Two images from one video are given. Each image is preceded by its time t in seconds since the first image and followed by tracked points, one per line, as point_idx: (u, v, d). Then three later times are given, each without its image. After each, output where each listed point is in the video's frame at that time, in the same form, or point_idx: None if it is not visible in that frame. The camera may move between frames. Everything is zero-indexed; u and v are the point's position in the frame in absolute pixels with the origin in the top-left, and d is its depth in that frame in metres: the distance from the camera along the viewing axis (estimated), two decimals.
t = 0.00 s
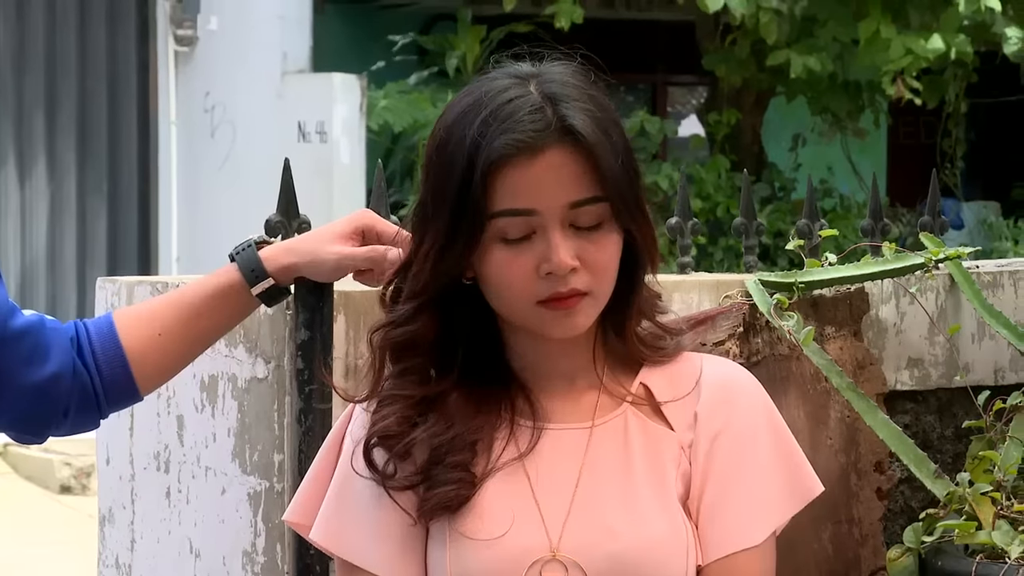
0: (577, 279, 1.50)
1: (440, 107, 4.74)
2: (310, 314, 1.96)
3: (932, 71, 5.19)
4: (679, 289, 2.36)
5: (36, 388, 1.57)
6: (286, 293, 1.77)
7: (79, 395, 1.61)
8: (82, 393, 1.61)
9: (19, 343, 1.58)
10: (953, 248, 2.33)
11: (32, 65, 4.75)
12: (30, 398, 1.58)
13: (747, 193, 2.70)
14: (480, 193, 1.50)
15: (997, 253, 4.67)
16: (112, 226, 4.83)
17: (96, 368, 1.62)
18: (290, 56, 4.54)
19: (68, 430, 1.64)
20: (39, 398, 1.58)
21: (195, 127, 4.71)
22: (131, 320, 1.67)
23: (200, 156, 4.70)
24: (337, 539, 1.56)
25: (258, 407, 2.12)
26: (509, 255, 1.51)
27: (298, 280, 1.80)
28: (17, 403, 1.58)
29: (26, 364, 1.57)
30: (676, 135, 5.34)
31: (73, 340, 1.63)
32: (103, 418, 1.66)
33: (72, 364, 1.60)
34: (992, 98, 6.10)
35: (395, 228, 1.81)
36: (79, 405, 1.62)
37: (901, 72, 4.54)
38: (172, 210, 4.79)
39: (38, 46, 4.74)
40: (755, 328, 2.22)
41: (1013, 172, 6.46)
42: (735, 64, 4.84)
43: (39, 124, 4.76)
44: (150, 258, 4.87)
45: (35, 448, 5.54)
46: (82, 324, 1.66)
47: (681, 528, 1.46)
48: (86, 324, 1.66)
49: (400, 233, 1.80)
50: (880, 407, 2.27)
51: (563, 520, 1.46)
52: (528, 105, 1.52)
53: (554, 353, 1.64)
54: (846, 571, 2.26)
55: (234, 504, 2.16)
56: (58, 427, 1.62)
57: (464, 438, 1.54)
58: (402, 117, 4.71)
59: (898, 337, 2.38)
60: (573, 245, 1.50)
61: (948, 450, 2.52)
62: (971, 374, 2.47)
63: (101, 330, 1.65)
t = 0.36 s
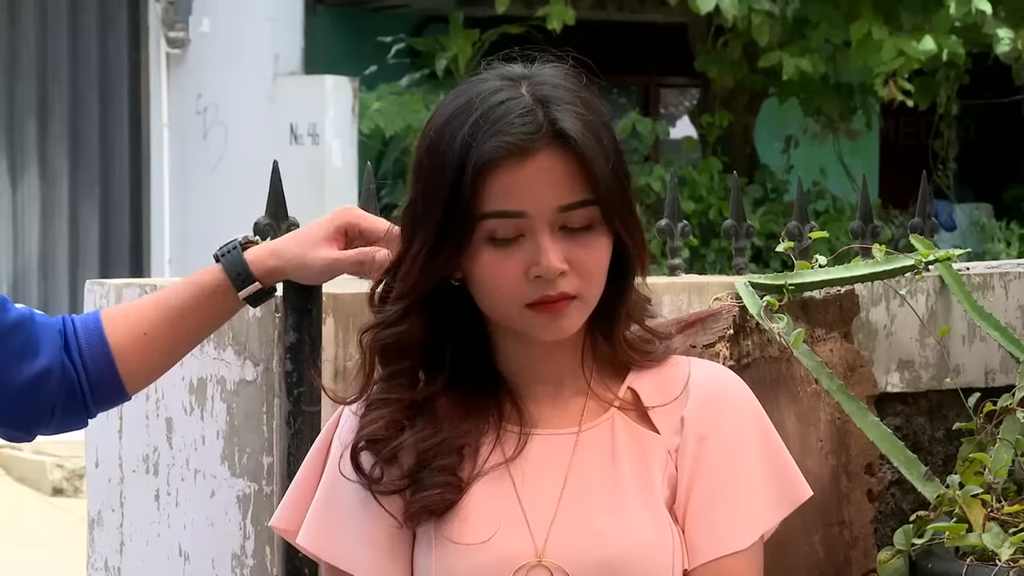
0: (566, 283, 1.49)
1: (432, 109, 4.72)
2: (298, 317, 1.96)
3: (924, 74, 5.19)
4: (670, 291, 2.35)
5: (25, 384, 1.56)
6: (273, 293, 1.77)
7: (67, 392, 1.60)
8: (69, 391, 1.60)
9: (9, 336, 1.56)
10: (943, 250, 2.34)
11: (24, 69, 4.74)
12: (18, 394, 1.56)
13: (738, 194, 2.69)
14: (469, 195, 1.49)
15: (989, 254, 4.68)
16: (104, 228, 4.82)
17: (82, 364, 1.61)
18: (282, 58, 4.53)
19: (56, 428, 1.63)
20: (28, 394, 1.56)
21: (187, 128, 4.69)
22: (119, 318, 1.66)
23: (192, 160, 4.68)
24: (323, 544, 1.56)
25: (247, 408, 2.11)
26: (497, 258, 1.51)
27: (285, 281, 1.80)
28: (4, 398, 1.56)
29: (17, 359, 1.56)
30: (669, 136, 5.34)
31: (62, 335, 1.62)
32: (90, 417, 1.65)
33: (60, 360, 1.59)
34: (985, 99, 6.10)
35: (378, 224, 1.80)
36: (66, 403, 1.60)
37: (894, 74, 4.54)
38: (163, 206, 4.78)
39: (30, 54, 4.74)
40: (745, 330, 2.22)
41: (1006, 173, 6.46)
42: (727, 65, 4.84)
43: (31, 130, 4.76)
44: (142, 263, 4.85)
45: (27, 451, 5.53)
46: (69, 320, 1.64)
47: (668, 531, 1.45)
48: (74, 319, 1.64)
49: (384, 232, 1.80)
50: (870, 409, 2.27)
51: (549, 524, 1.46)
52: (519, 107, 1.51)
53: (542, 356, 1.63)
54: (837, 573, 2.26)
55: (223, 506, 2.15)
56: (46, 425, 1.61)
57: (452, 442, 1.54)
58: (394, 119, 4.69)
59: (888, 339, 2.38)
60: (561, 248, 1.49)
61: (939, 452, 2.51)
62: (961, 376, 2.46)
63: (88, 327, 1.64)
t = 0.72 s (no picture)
0: (559, 283, 1.48)
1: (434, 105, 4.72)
2: (297, 314, 1.94)
3: (926, 71, 5.18)
4: (670, 289, 2.35)
5: (23, 394, 1.58)
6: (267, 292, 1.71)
7: (64, 401, 1.62)
8: (66, 398, 1.62)
9: (9, 345, 1.58)
10: (944, 247, 2.36)
11: (25, 68, 4.73)
12: (15, 403, 1.58)
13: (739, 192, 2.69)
14: (462, 194, 1.49)
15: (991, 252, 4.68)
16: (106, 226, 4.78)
17: (80, 372, 1.62)
18: (283, 55, 4.51)
19: (55, 437, 1.65)
20: (27, 400, 1.58)
21: (187, 126, 4.72)
22: (115, 320, 1.66)
23: (192, 156, 4.71)
24: (316, 538, 1.54)
25: (247, 406, 2.10)
26: (490, 256, 1.50)
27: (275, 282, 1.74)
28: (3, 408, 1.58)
29: (15, 368, 1.58)
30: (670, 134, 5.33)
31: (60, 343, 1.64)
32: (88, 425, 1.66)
33: (58, 370, 1.61)
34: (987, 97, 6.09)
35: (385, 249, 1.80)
36: (64, 411, 1.62)
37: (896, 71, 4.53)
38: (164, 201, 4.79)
39: (31, 52, 4.73)
40: (745, 327, 2.22)
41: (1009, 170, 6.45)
42: (728, 63, 4.84)
43: (33, 127, 4.75)
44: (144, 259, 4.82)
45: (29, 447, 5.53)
46: (67, 328, 1.66)
47: (661, 531, 1.44)
48: (70, 326, 1.66)
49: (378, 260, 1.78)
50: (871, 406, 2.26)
51: (541, 523, 1.45)
52: (512, 106, 1.51)
53: (538, 356, 1.63)
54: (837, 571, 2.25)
55: (222, 504, 2.14)
56: (42, 434, 1.63)
57: (445, 440, 1.53)
58: (396, 115, 4.68)
59: (889, 337, 2.38)
60: (555, 248, 1.48)
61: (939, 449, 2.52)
62: (963, 374, 2.46)
63: (83, 332, 1.65)
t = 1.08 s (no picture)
0: (555, 271, 1.48)
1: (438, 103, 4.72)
2: (298, 312, 1.95)
3: (931, 71, 5.16)
4: (673, 288, 2.34)
5: (27, 400, 1.56)
6: (266, 292, 1.73)
7: (68, 408, 1.60)
8: (71, 405, 1.60)
9: (13, 351, 1.56)
10: (949, 248, 2.32)
11: (29, 66, 4.76)
12: (19, 409, 1.56)
13: (742, 191, 2.68)
14: (457, 181, 1.49)
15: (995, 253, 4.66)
16: (108, 224, 4.78)
17: (83, 377, 1.61)
18: (287, 52, 4.53)
19: (57, 443, 1.63)
20: (30, 407, 1.57)
21: (194, 124, 4.65)
22: (116, 326, 1.65)
23: (197, 157, 4.66)
24: (310, 538, 1.53)
25: (247, 404, 2.11)
26: (485, 244, 1.49)
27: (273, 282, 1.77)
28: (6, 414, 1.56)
29: (20, 373, 1.56)
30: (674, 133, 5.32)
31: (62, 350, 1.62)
32: (92, 430, 1.65)
33: (62, 376, 1.59)
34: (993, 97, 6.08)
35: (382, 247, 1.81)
36: (68, 418, 1.61)
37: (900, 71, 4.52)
38: (167, 191, 4.71)
39: (34, 50, 4.74)
40: (748, 327, 2.22)
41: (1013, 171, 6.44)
42: (732, 62, 4.83)
43: (37, 123, 4.78)
44: (147, 255, 4.78)
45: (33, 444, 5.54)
46: (68, 335, 1.64)
47: (657, 531, 1.44)
48: (71, 333, 1.65)
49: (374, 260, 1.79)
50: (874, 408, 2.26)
51: (537, 522, 1.45)
52: (510, 94, 1.51)
53: (535, 351, 1.63)
54: (839, 571, 2.25)
55: (222, 503, 2.15)
56: (47, 440, 1.61)
57: (441, 440, 1.53)
58: (401, 112, 4.68)
59: (892, 337, 2.37)
60: (551, 236, 1.48)
61: (942, 451, 2.51)
62: (966, 375, 2.45)
63: (85, 339, 1.64)
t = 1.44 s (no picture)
0: (561, 264, 1.47)
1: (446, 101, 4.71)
2: (306, 310, 2.01)
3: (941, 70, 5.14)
4: (681, 288, 2.34)
5: (36, 395, 1.57)
6: (272, 289, 1.73)
7: (75, 403, 1.61)
8: (78, 401, 1.61)
9: (23, 346, 1.57)
10: (957, 248, 2.33)
11: (38, 59, 4.77)
12: (27, 405, 1.57)
13: (750, 190, 2.67)
14: (463, 176, 1.48)
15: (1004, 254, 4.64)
16: (116, 222, 4.78)
17: (90, 372, 1.62)
18: (296, 50, 4.55)
19: (65, 437, 1.64)
20: (38, 403, 1.57)
21: (199, 122, 4.69)
22: (122, 320, 1.66)
23: (205, 153, 4.69)
24: (315, 541, 1.52)
25: (254, 402, 2.10)
26: (491, 239, 1.49)
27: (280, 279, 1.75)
28: (15, 410, 1.57)
29: (29, 369, 1.57)
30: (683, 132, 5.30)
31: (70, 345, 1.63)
32: (99, 425, 1.66)
33: (70, 372, 1.60)
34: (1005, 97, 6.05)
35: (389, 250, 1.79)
36: (76, 414, 1.62)
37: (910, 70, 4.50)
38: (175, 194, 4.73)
39: (43, 42, 4.76)
40: (757, 327, 2.23)
41: None
42: (742, 61, 4.82)
43: (45, 120, 4.79)
44: (155, 252, 4.78)
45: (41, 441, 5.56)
46: (74, 329, 1.65)
47: (665, 530, 1.44)
48: (79, 328, 1.65)
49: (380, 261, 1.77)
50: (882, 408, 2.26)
51: (544, 522, 1.45)
52: (513, 90, 1.51)
53: (537, 346, 1.62)
54: (847, 571, 2.24)
55: (229, 501, 2.15)
56: (54, 435, 1.62)
57: (447, 439, 1.52)
58: (410, 111, 4.68)
59: (901, 337, 2.37)
60: (556, 229, 1.47)
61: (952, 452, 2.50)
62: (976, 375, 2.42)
63: (92, 334, 1.64)
